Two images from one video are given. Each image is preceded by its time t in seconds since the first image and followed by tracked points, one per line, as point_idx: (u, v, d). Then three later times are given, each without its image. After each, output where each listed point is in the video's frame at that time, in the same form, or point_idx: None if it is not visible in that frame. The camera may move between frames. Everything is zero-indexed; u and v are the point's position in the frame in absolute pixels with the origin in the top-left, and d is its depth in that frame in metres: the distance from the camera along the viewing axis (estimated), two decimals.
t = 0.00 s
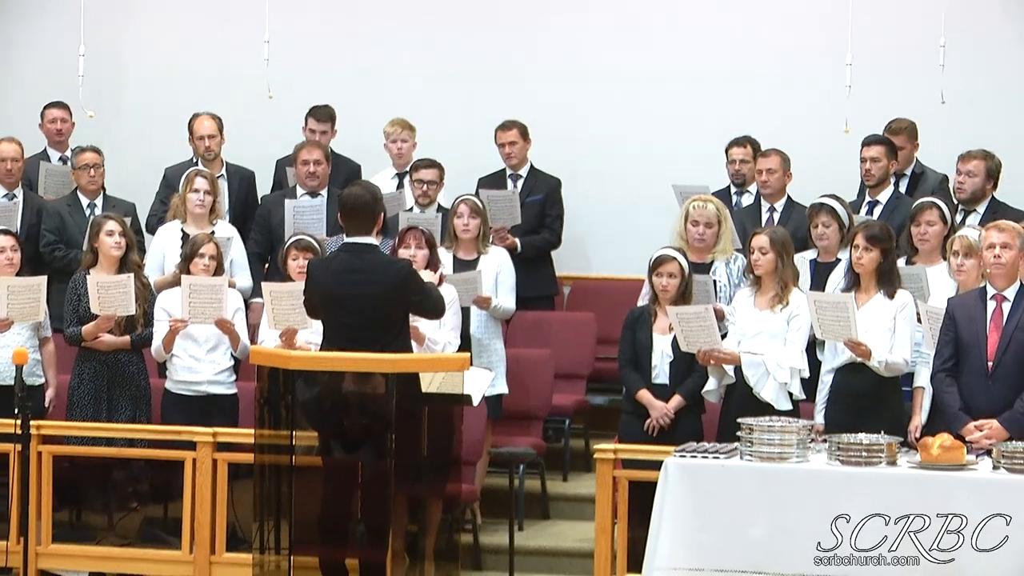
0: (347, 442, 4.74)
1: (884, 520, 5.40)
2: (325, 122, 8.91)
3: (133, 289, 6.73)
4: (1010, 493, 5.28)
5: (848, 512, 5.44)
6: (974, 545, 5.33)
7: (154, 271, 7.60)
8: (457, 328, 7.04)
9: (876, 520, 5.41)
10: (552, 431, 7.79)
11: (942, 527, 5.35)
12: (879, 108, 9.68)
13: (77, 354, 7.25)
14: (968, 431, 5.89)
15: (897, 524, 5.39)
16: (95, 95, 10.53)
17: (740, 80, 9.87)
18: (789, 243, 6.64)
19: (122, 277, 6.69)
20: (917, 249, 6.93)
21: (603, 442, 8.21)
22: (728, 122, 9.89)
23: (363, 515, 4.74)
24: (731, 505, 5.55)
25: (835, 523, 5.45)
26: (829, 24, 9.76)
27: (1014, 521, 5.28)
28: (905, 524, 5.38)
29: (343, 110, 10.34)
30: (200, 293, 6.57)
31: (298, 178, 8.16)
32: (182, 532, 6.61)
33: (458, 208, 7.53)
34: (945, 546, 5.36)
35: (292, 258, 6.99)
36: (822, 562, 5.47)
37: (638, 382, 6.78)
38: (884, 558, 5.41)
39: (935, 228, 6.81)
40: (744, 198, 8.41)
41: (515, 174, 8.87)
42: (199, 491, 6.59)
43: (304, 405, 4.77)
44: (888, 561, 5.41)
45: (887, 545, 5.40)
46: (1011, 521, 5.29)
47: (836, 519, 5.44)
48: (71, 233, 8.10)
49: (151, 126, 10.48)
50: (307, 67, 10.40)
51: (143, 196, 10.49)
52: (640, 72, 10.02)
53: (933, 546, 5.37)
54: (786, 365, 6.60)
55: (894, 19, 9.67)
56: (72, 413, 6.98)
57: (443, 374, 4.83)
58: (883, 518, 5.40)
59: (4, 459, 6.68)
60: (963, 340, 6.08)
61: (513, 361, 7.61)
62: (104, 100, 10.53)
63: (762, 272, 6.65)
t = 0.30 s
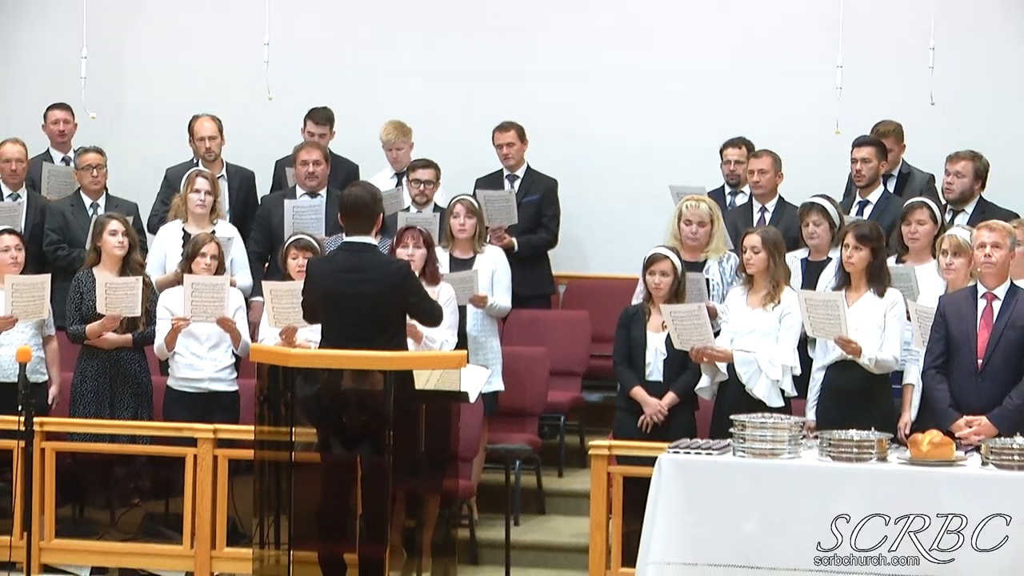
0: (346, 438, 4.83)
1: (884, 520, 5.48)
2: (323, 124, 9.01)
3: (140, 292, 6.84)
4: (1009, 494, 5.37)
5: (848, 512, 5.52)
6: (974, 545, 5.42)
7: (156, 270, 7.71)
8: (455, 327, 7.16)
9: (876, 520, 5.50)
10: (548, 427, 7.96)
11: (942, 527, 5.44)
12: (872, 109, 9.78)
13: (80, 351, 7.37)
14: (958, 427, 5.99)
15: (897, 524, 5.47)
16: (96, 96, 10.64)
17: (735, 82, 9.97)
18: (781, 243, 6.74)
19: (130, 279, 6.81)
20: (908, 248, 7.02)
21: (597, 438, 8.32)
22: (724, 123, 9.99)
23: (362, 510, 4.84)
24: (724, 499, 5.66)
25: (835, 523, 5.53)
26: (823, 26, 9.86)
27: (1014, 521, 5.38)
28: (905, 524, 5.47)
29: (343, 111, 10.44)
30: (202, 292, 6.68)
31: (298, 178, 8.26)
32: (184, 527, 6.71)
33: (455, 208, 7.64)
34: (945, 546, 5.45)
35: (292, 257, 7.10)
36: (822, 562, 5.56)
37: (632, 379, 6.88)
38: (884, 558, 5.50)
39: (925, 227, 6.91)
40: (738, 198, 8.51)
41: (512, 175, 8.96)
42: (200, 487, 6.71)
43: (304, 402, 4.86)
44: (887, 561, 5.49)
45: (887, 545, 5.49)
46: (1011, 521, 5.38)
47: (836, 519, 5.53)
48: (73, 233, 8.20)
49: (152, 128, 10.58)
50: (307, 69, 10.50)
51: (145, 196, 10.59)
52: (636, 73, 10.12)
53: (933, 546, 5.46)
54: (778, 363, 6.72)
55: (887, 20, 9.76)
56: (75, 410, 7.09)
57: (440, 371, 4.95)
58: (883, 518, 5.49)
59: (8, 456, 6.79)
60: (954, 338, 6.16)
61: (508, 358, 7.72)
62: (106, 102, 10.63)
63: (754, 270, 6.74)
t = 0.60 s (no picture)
0: (344, 435, 4.93)
1: (885, 520, 5.58)
2: (322, 126, 9.11)
3: (141, 289, 6.94)
4: (1007, 494, 5.47)
5: (848, 512, 5.62)
6: (974, 545, 5.50)
7: (157, 268, 7.79)
8: (452, 325, 7.24)
9: (876, 520, 5.59)
10: (543, 424, 8.02)
11: (943, 527, 5.52)
12: (867, 109, 9.88)
13: (83, 349, 7.47)
14: (949, 424, 6.05)
15: (898, 524, 5.56)
16: (97, 97, 10.73)
17: (731, 82, 10.07)
18: (773, 242, 6.85)
19: (132, 277, 6.90)
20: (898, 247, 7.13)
21: (592, 435, 8.42)
22: (720, 124, 10.09)
23: (362, 506, 4.94)
24: (716, 495, 5.76)
25: (835, 523, 5.63)
26: (817, 27, 9.95)
27: (1014, 522, 5.46)
28: (905, 524, 5.56)
29: (342, 112, 10.54)
30: (204, 292, 6.78)
31: (298, 178, 8.36)
32: (185, 523, 6.82)
33: (451, 208, 7.74)
34: (945, 546, 5.53)
35: (294, 257, 7.20)
36: (822, 562, 5.64)
37: (627, 377, 6.98)
38: (884, 558, 5.58)
39: (916, 226, 7.00)
40: (731, 199, 8.60)
41: (509, 175, 9.04)
42: (202, 482, 6.82)
43: (303, 399, 4.94)
44: (887, 561, 5.58)
45: (887, 545, 5.58)
46: (1011, 521, 5.47)
47: (836, 519, 5.62)
48: (76, 232, 8.30)
49: (153, 129, 10.68)
50: (306, 70, 10.60)
51: (147, 197, 10.69)
52: (632, 74, 10.22)
53: (933, 546, 5.54)
54: (771, 361, 6.80)
55: (880, 21, 9.86)
56: (77, 407, 7.18)
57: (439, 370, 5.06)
58: (883, 518, 5.58)
59: (11, 451, 6.91)
60: (946, 336, 6.26)
61: (504, 355, 7.82)
62: (108, 103, 10.73)
63: (747, 269, 6.84)
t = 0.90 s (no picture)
0: (343, 432, 5.04)
1: (885, 520, 5.68)
2: (322, 127, 9.21)
3: (144, 287, 7.03)
4: (1007, 495, 5.55)
5: (848, 512, 5.72)
6: (974, 545, 5.61)
7: (159, 268, 7.89)
8: (450, 323, 7.33)
9: (876, 520, 5.69)
10: (541, 421, 8.18)
11: (943, 527, 5.63)
12: (863, 110, 9.98)
13: (87, 347, 7.57)
14: (940, 422, 6.14)
15: (898, 524, 5.67)
16: (100, 98, 10.84)
17: (728, 83, 10.17)
18: (766, 241, 6.94)
19: (134, 275, 7.00)
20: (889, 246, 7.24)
21: (588, 431, 8.53)
22: (717, 124, 10.19)
23: (360, 501, 5.04)
24: (710, 491, 5.86)
25: (835, 523, 5.73)
26: (814, 28, 10.04)
27: (1013, 521, 5.55)
28: (905, 524, 5.66)
29: (343, 113, 10.64)
30: (206, 291, 6.88)
31: (297, 178, 8.45)
32: (186, 517, 6.93)
33: (451, 208, 7.85)
34: (945, 546, 5.64)
35: (295, 256, 7.29)
36: (823, 562, 5.74)
37: (622, 374, 7.11)
38: (884, 558, 5.69)
39: (905, 226, 7.11)
40: (726, 199, 8.69)
41: (506, 176, 9.15)
42: (203, 480, 6.92)
43: (303, 396, 5.05)
44: (888, 561, 5.69)
45: (888, 545, 5.69)
46: (1011, 521, 5.56)
47: (837, 519, 5.72)
48: (79, 232, 8.39)
49: (155, 130, 10.78)
50: (307, 71, 10.69)
51: (149, 197, 10.80)
52: (631, 75, 10.32)
53: (933, 546, 5.65)
54: (763, 358, 6.93)
55: (876, 22, 9.94)
56: (80, 404, 7.29)
57: (436, 367, 5.09)
58: (883, 518, 5.68)
59: (16, 449, 7.02)
60: (937, 333, 6.34)
61: (500, 353, 7.93)
62: (111, 105, 10.83)
63: (740, 268, 6.94)
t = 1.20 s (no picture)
0: (343, 428, 5.13)
1: (885, 520, 5.69)
2: (321, 128, 9.31)
3: (145, 282, 7.15)
4: (1006, 495, 5.58)
5: (848, 513, 5.72)
6: (973, 545, 5.63)
7: (161, 267, 7.99)
8: (447, 320, 7.45)
9: (876, 520, 5.70)
10: (536, 418, 8.25)
11: (943, 527, 5.64)
12: (860, 110, 10.06)
13: (90, 345, 7.71)
14: (931, 418, 6.24)
15: (898, 524, 5.68)
16: (103, 99, 10.95)
17: (727, 83, 10.27)
18: (760, 241, 7.04)
19: (136, 270, 7.12)
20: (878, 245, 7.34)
21: (584, 428, 8.64)
22: (716, 124, 10.29)
23: (359, 497, 5.14)
24: (705, 487, 5.88)
25: (835, 523, 5.74)
26: (812, 28, 10.12)
27: (1013, 522, 5.58)
28: (905, 524, 5.67)
29: (344, 113, 10.75)
30: (207, 290, 6.99)
31: (297, 178, 8.56)
32: (188, 513, 7.05)
33: (448, 208, 7.93)
34: (945, 546, 5.65)
35: (295, 255, 7.40)
36: (823, 562, 5.75)
37: (617, 371, 7.20)
38: (884, 558, 5.69)
39: (896, 226, 7.21)
40: (720, 198, 8.80)
41: (502, 176, 9.27)
42: (204, 477, 7.03)
43: (303, 393, 5.15)
44: (888, 561, 5.69)
45: (888, 545, 5.69)
46: (1010, 521, 5.58)
47: (837, 519, 5.73)
48: (82, 232, 8.51)
49: (157, 131, 10.89)
50: (309, 72, 10.80)
51: (151, 198, 10.90)
52: (631, 75, 10.42)
53: (933, 546, 5.66)
54: (756, 355, 7.03)
55: (875, 22, 10.03)
56: (83, 401, 7.39)
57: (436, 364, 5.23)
58: (883, 518, 5.69)
59: (19, 445, 7.10)
60: (929, 331, 6.41)
61: (498, 351, 8.03)
62: (114, 107, 10.95)
63: (733, 267, 7.05)
